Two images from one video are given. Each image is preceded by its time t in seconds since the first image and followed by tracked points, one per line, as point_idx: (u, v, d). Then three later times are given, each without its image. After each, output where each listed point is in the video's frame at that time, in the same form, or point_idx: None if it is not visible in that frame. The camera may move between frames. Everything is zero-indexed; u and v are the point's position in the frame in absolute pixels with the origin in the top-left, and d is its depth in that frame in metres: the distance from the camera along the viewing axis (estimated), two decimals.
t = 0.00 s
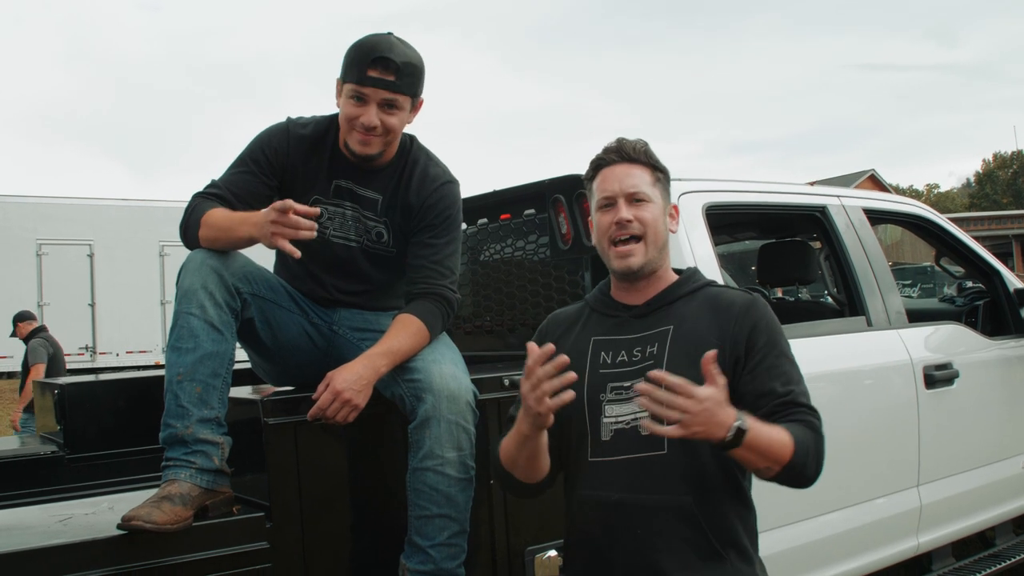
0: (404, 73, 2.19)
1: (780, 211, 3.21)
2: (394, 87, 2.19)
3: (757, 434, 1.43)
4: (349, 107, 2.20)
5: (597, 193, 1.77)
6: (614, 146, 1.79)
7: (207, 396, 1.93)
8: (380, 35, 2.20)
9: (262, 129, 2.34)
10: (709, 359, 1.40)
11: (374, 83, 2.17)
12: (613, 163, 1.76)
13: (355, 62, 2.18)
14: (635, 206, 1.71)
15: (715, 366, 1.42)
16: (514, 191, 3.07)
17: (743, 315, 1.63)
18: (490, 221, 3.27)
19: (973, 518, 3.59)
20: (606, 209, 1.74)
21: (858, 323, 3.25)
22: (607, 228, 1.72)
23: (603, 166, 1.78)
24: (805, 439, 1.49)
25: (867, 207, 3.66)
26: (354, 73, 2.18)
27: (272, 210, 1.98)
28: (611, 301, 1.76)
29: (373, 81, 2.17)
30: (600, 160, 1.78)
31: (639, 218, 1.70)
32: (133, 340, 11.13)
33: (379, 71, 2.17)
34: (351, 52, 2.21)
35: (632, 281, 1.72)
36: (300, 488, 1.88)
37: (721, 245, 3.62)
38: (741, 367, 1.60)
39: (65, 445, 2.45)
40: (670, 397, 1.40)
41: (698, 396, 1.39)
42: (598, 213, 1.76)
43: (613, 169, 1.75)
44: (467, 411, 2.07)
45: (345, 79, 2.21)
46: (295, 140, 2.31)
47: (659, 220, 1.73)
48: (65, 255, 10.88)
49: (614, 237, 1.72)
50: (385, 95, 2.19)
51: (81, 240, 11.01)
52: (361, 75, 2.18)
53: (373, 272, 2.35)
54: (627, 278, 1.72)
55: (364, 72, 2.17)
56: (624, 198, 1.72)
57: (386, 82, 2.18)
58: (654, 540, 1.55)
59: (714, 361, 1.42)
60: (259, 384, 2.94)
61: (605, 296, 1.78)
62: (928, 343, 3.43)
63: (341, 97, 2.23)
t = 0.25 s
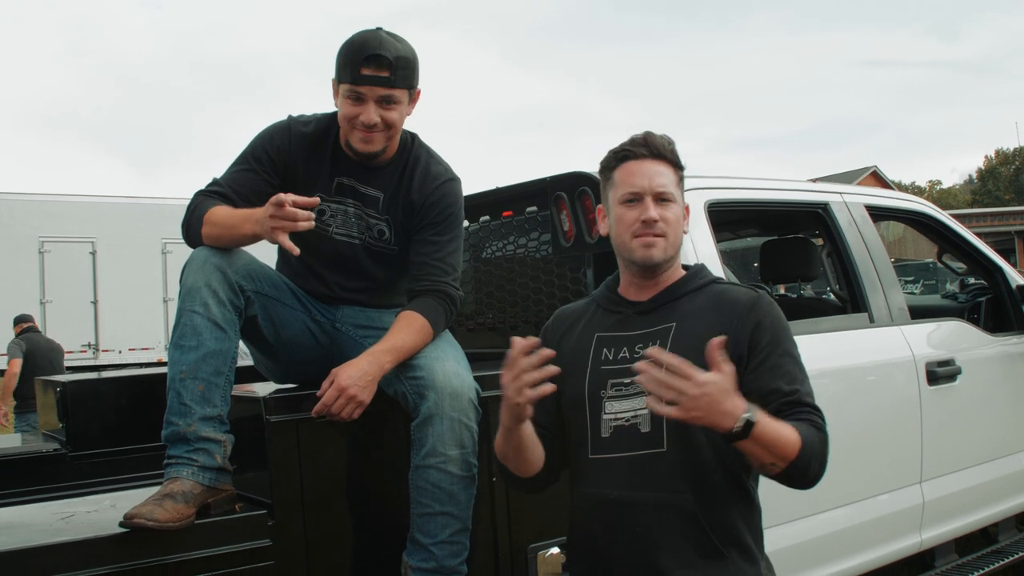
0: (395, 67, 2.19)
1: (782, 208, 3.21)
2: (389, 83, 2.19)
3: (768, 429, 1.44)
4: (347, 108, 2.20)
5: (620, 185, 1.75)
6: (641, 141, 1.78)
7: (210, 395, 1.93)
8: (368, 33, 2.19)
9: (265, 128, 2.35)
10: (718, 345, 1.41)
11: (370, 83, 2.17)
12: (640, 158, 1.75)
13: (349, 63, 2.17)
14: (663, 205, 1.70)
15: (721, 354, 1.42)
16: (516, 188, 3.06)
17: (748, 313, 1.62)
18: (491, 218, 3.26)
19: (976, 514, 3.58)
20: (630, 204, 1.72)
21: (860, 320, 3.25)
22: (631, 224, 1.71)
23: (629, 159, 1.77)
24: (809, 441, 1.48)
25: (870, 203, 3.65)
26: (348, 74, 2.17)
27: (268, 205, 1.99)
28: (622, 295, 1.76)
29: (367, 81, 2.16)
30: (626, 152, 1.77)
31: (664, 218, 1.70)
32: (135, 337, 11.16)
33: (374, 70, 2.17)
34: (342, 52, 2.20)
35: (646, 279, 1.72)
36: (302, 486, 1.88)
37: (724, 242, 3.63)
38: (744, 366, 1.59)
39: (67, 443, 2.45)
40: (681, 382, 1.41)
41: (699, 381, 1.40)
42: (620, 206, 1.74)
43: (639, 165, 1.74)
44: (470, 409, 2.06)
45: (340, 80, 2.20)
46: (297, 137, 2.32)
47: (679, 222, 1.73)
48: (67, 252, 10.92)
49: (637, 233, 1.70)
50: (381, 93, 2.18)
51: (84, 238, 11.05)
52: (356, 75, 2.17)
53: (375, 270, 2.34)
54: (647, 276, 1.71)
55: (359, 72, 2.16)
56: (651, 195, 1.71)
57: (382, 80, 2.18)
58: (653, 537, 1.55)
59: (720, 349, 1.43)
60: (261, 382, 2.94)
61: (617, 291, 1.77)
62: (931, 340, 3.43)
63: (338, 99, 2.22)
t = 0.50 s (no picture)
0: (401, 53, 2.21)
1: (782, 205, 3.21)
2: (395, 68, 2.20)
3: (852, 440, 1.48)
4: (353, 96, 2.17)
5: (615, 191, 1.75)
6: (634, 143, 1.75)
7: (210, 394, 1.93)
8: (366, 19, 2.17)
9: (252, 128, 2.32)
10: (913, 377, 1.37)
11: (380, 69, 2.17)
12: (633, 161, 1.73)
13: (355, 50, 2.14)
14: (658, 210, 1.69)
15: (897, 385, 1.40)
16: (516, 186, 3.06)
17: (763, 312, 1.62)
18: (491, 216, 3.26)
19: (976, 511, 3.58)
20: (625, 211, 1.72)
21: (860, 318, 3.25)
22: (627, 232, 1.71)
23: (622, 163, 1.75)
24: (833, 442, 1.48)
25: (870, 201, 3.65)
26: (356, 62, 2.15)
27: (294, 206, 2.01)
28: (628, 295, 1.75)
29: (377, 67, 2.16)
30: (619, 156, 1.75)
31: (660, 224, 1.69)
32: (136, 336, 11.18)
33: (381, 55, 2.17)
34: (342, 40, 2.16)
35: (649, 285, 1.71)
36: (302, 484, 1.88)
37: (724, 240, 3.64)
38: (758, 366, 1.59)
39: (67, 442, 2.45)
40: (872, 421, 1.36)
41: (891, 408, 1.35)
42: (616, 213, 1.74)
43: (632, 169, 1.73)
44: (470, 406, 2.07)
45: (343, 69, 2.16)
46: (286, 134, 2.29)
47: (678, 225, 1.72)
48: (67, 251, 10.93)
49: (633, 242, 1.70)
50: (389, 79, 2.19)
51: (84, 236, 11.07)
52: (362, 62, 2.15)
53: (375, 261, 2.33)
54: (647, 284, 1.71)
55: (368, 59, 2.14)
56: (645, 201, 1.70)
57: (390, 66, 2.18)
58: (667, 537, 1.55)
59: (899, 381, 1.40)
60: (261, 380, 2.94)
61: (620, 291, 1.77)
62: (931, 337, 3.43)
63: (340, 87, 2.18)
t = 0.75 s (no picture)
0: (374, 40, 2.25)
1: (784, 206, 3.21)
2: (371, 57, 2.23)
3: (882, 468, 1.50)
4: (335, 90, 2.20)
5: (613, 194, 1.74)
6: (628, 144, 1.75)
7: (215, 396, 1.93)
8: (335, 14, 2.21)
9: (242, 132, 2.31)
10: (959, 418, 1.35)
11: (359, 59, 2.20)
12: (628, 163, 1.73)
13: (331, 44, 2.17)
14: (656, 211, 1.69)
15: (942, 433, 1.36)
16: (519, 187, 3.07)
17: (783, 316, 1.62)
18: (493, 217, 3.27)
19: (979, 512, 3.58)
20: (625, 214, 1.72)
21: (863, 318, 3.25)
22: (628, 236, 1.70)
23: (618, 166, 1.75)
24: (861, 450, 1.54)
25: (872, 202, 3.65)
26: (333, 55, 2.18)
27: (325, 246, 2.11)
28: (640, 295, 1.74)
29: (355, 57, 2.19)
30: (614, 158, 1.75)
31: (661, 224, 1.69)
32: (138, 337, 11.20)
33: (356, 46, 2.20)
34: (314, 37, 2.19)
35: (658, 286, 1.71)
36: (305, 485, 1.88)
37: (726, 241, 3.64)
38: (779, 371, 1.60)
39: (70, 442, 2.45)
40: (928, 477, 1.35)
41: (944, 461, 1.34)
42: (617, 217, 1.73)
43: (628, 171, 1.72)
44: (475, 406, 2.06)
45: (319, 65, 2.19)
46: (276, 135, 2.29)
47: (681, 222, 1.71)
48: (70, 252, 10.96)
49: (635, 245, 1.70)
50: (368, 68, 2.23)
51: (87, 237, 11.10)
52: (339, 55, 2.19)
53: (379, 248, 2.32)
54: (655, 285, 1.70)
55: (343, 49, 2.18)
56: (644, 202, 1.70)
57: (367, 55, 2.22)
58: (693, 547, 1.56)
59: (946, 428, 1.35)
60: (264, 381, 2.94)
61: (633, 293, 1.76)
62: (934, 337, 3.42)
63: (319, 85, 2.20)
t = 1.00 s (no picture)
0: (360, 37, 2.28)
1: (785, 206, 3.21)
2: (359, 53, 2.26)
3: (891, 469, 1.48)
4: (325, 87, 2.21)
5: (632, 185, 1.75)
6: (647, 135, 1.76)
7: (216, 396, 1.93)
8: (321, 13, 2.25)
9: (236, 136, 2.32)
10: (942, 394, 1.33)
11: (346, 55, 2.23)
12: (648, 153, 1.74)
13: (319, 41, 2.21)
14: (676, 200, 1.69)
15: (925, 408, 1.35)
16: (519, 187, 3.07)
17: (796, 312, 1.60)
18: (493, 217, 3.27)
19: (980, 511, 3.58)
20: (643, 204, 1.73)
21: (863, 318, 3.25)
22: (646, 225, 1.71)
23: (637, 157, 1.76)
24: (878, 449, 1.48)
25: (872, 201, 3.65)
26: (321, 52, 2.21)
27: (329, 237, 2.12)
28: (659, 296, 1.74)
29: (343, 53, 2.22)
30: (633, 149, 1.76)
31: (680, 214, 1.69)
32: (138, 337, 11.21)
33: (344, 42, 2.23)
34: (302, 35, 2.22)
35: (677, 277, 1.70)
36: (306, 485, 1.88)
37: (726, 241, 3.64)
38: (792, 368, 1.58)
39: (71, 442, 2.45)
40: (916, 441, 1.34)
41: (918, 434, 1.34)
42: (635, 207, 1.74)
43: (648, 160, 1.73)
44: (476, 405, 2.06)
45: (308, 62, 2.22)
46: (269, 135, 2.29)
47: (700, 212, 1.71)
48: (70, 252, 10.98)
49: (653, 234, 1.70)
50: (356, 64, 2.25)
51: (87, 237, 11.11)
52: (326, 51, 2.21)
53: (376, 241, 2.32)
54: (671, 276, 1.69)
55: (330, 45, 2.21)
56: (662, 191, 1.71)
57: (354, 51, 2.24)
58: (706, 548, 1.56)
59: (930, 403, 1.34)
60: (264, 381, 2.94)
61: (654, 287, 1.75)
62: (934, 337, 3.42)
63: (310, 84, 2.23)
